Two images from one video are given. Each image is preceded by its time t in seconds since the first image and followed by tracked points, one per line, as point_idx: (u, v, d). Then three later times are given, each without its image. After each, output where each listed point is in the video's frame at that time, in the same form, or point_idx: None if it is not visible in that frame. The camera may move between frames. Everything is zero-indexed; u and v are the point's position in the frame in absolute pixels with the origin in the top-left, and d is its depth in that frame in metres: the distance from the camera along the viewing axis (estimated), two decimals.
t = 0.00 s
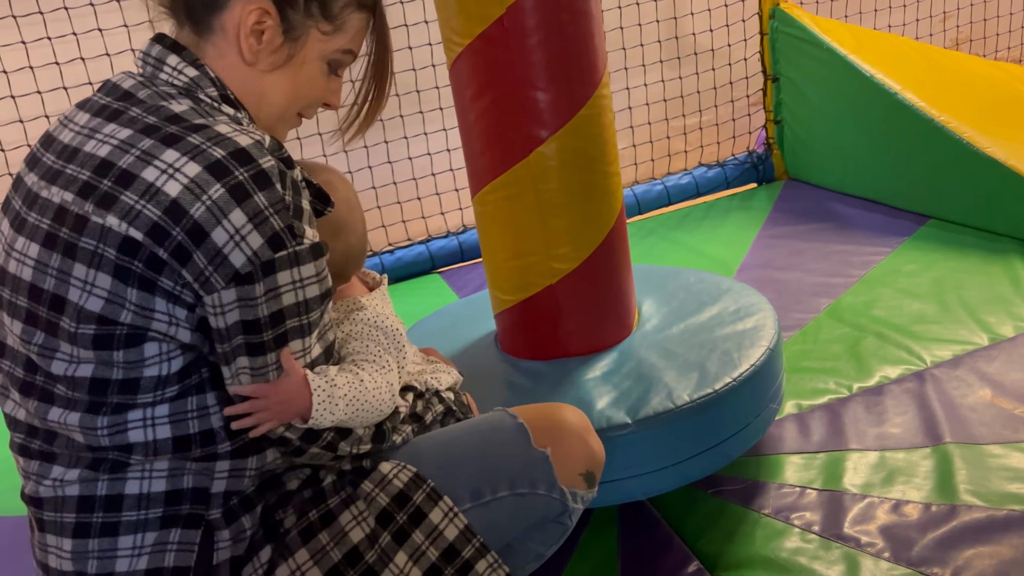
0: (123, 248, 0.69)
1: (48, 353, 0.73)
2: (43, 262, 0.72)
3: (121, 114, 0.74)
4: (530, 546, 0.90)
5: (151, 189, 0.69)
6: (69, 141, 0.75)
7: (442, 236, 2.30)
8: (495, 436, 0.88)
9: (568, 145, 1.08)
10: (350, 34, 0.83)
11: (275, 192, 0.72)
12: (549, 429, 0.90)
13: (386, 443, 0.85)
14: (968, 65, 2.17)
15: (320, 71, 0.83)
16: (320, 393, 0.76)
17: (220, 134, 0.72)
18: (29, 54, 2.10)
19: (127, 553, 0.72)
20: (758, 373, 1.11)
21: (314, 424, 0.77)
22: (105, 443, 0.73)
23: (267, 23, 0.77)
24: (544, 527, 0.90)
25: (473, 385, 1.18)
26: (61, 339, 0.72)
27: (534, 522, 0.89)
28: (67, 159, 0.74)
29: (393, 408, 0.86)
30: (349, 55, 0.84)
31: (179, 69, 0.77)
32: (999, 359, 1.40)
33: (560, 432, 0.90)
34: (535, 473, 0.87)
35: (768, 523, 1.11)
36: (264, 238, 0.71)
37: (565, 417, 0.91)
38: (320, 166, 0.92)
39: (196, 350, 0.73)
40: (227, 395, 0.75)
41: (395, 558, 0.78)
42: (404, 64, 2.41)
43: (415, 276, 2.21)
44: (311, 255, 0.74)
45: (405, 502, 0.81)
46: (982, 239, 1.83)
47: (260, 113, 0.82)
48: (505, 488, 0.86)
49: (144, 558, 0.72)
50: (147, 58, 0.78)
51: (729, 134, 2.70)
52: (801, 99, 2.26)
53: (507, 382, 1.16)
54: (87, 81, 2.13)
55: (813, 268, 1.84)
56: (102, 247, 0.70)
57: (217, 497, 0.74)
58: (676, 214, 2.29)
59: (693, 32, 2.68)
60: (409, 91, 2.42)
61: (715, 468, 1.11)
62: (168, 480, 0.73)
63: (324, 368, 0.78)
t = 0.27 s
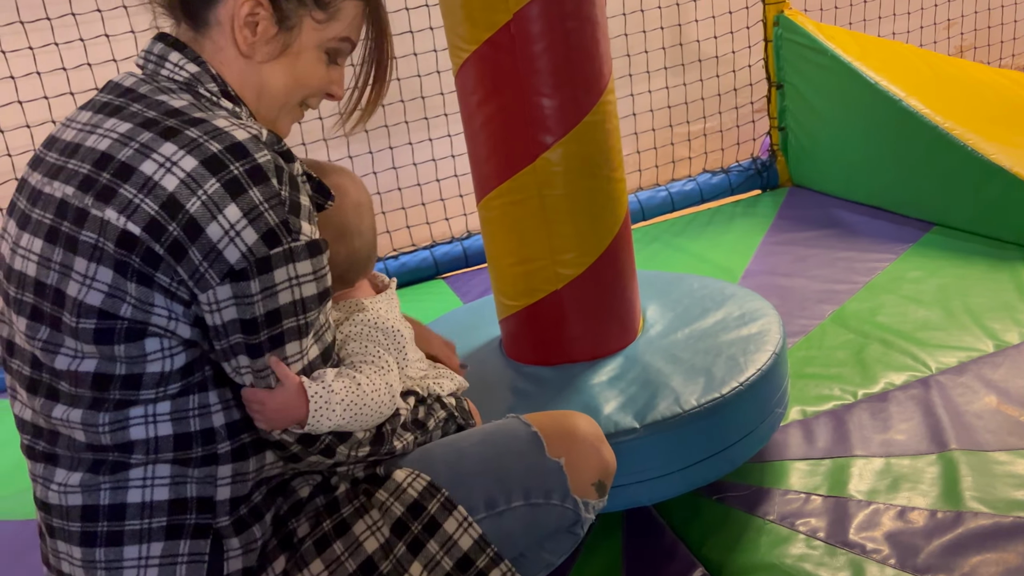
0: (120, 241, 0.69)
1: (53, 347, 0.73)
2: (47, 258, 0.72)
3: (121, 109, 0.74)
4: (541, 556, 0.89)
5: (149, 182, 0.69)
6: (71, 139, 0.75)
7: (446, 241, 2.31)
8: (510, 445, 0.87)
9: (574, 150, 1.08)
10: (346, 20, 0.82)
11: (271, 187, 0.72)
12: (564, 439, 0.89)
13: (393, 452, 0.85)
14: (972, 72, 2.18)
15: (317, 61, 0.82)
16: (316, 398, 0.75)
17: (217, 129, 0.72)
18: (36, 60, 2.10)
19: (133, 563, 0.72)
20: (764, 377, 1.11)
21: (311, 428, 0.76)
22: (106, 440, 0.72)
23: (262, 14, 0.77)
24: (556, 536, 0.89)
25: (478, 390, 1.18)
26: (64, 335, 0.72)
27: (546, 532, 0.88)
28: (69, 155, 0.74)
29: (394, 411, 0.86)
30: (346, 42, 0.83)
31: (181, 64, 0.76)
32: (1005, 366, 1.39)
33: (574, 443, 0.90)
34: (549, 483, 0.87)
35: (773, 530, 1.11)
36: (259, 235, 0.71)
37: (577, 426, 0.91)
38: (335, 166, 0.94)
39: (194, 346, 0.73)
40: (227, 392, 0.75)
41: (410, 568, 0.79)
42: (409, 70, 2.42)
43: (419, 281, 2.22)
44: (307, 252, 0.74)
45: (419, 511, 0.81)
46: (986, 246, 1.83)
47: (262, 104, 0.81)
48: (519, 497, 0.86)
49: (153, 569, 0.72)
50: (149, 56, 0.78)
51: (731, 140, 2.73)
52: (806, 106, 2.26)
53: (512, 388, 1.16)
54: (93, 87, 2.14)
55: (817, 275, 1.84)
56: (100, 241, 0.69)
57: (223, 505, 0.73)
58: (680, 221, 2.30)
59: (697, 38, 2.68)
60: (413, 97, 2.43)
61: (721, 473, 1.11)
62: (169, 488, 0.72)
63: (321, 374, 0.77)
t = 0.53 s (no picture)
0: (121, 231, 0.70)
1: (62, 337, 0.74)
2: (56, 251, 0.73)
3: (124, 106, 0.75)
4: (553, 552, 0.89)
5: (146, 173, 0.70)
6: (80, 136, 0.76)
7: (454, 243, 2.31)
8: (519, 441, 0.88)
9: (582, 151, 1.08)
10: None
11: (264, 173, 0.72)
12: (573, 435, 0.89)
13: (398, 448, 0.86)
14: (982, 73, 2.17)
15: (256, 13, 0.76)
16: (318, 389, 0.75)
17: (210, 119, 0.72)
18: (47, 63, 2.12)
19: (146, 556, 0.73)
20: (771, 378, 1.11)
21: (312, 417, 0.76)
22: (114, 429, 0.73)
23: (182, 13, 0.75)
24: (567, 533, 0.89)
25: (486, 391, 1.19)
26: (73, 325, 0.73)
27: (557, 529, 0.88)
28: (77, 151, 0.75)
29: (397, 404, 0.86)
30: None
31: (163, 62, 0.77)
32: (1014, 368, 1.39)
33: (584, 439, 0.90)
34: (560, 478, 0.87)
35: (781, 531, 1.11)
36: (253, 221, 0.71)
37: (587, 425, 0.91)
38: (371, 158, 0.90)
39: (197, 334, 0.73)
40: (234, 381, 0.75)
41: (423, 563, 0.79)
42: (416, 72, 2.42)
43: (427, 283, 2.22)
44: (302, 239, 0.73)
45: (430, 506, 0.81)
46: (996, 247, 1.83)
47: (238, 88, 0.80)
48: (530, 492, 0.86)
49: (166, 563, 0.72)
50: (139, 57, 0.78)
51: (739, 141, 2.74)
52: (814, 107, 2.26)
53: (519, 389, 1.17)
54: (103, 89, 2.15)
55: (825, 276, 1.83)
56: (103, 232, 0.70)
57: (232, 496, 0.74)
58: (688, 222, 2.30)
59: (704, 40, 2.67)
60: (421, 98, 2.43)
61: (727, 475, 1.11)
62: (179, 483, 0.73)
63: (325, 364, 0.77)
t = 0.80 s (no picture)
0: (115, 217, 0.70)
1: (59, 323, 0.75)
2: (55, 241, 0.74)
3: (123, 100, 0.76)
4: (551, 548, 0.89)
5: (140, 161, 0.71)
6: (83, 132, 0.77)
7: (455, 244, 2.31)
8: (519, 440, 0.87)
9: (581, 154, 1.08)
10: None
11: (253, 158, 0.72)
12: (569, 434, 0.89)
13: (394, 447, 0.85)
14: (982, 74, 2.17)
15: None
16: (314, 372, 0.75)
17: (202, 108, 0.73)
18: (48, 66, 2.12)
19: (139, 549, 0.73)
20: (769, 382, 1.11)
21: (310, 402, 0.75)
22: (104, 414, 0.73)
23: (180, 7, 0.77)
24: (566, 529, 0.89)
25: (485, 393, 1.19)
26: (70, 312, 0.74)
27: (558, 525, 0.88)
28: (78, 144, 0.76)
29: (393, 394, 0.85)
30: None
31: (159, 59, 0.77)
32: (1014, 370, 1.39)
33: (579, 438, 0.90)
34: (558, 477, 0.87)
35: (781, 533, 1.11)
36: (243, 205, 0.70)
37: (583, 423, 0.91)
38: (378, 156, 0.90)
39: (188, 320, 0.73)
40: (227, 372, 0.75)
41: (426, 567, 0.79)
42: (417, 74, 2.42)
43: (427, 285, 2.22)
44: (292, 223, 0.73)
45: (432, 509, 0.81)
46: (996, 249, 1.82)
47: (224, 71, 0.81)
48: (531, 491, 0.85)
49: (159, 557, 0.73)
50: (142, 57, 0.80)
51: (739, 142, 2.74)
52: (814, 108, 2.26)
53: (519, 391, 1.17)
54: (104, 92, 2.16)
55: (826, 277, 1.83)
56: (97, 219, 0.71)
57: (221, 489, 0.73)
58: (688, 223, 2.30)
59: (705, 42, 2.67)
60: (422, 100, 2.43)
61: (724, 479, 1.11)
62: (167, 477, 0.72)
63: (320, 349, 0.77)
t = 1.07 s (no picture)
0: (104, 220, 0.71)
1: (51, 325, 0.75)
2: (47, 242, 0.75)
3: (113, 104, 0.76)
4: (541, 548, 0.90)
5: (128, 165, 0.71)
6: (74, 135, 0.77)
7: (457, 244, 2.32)
8: (509, 437, 0.87)
9: (583, 154, 1.08)
10: None
11: (240, 160, 0.72)
12: (558, 430, 0.89)
13: (393, 439, 0.85)
14: (986, 72, 2.16)
15: None
16: (308, 362, 0.75)
17: (188, 111, 0.73)
18: (52, 67, 2.12)
19: (128, 544, 0.73)
20: (773, 381, 1.11)
21: (305, 393, 0.75)
22: (97, 414, 0.73)
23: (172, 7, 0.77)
24: (556, 528, 0.89)
25: (487, 393, 1.19)
26: (61, 313, 0.74)
27: (546, 522, 0.87)
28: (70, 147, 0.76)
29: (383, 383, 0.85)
30: None
31: (151, 64, 0.78)
32: (1018, 369, 1.38)
33: (569, 434, 0.89)
34: (546, 473, 0.86)
35: (783, 533, 1.10)
36: (231, 207, 0.71)
37: (573, 421, 0.90)
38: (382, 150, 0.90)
39: (179, 322, 0.73)
40: (217, 371, 0.75)
41: (409, 563, 0.78)
42: (420, 75, 2.42)
43: (430, 285, 2.23)
44: (281, 224, 0.73)
45: (416, 505, 0.80)
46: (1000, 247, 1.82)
47: (211, 74, 0.80)
48: (517, 488, 0.85)
49: (145, 552, 0.73)
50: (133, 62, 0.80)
51: (743, 142, 2.74)
52: (817, 108, 2.26)
53: (521, 391, 1.17)
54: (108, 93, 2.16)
55: (829, 277, 1.83)
56: (86, 221, 0.71)
57: (208, 487, 0.74)
58: (690, 223, 2.29)
59: (707, 41, 2.67)
60: (424, 100, 2.43)
61: (730, 477, 1.11)
62: (156, 475, 0.73)
63: (311, 337, 0.76)
